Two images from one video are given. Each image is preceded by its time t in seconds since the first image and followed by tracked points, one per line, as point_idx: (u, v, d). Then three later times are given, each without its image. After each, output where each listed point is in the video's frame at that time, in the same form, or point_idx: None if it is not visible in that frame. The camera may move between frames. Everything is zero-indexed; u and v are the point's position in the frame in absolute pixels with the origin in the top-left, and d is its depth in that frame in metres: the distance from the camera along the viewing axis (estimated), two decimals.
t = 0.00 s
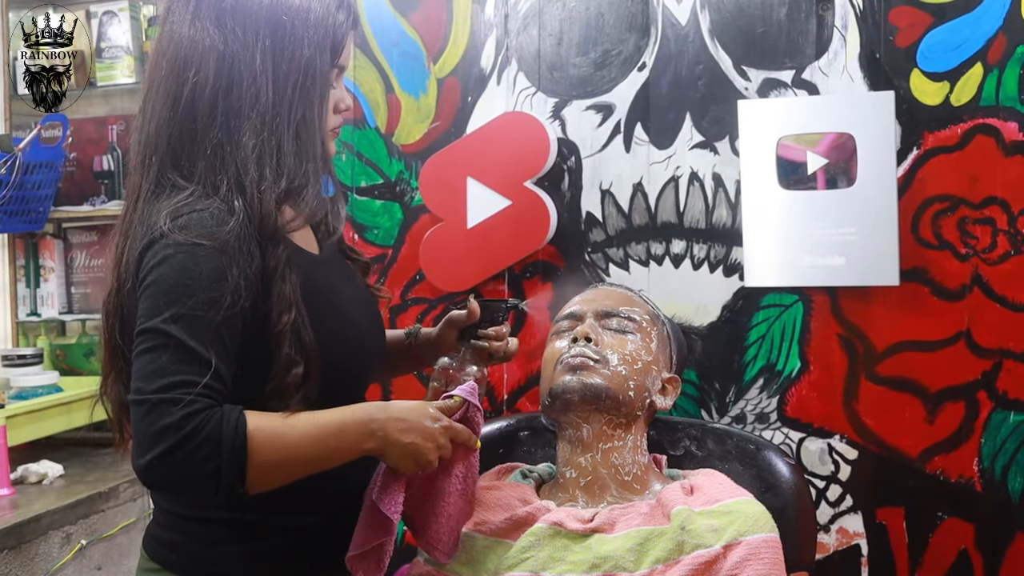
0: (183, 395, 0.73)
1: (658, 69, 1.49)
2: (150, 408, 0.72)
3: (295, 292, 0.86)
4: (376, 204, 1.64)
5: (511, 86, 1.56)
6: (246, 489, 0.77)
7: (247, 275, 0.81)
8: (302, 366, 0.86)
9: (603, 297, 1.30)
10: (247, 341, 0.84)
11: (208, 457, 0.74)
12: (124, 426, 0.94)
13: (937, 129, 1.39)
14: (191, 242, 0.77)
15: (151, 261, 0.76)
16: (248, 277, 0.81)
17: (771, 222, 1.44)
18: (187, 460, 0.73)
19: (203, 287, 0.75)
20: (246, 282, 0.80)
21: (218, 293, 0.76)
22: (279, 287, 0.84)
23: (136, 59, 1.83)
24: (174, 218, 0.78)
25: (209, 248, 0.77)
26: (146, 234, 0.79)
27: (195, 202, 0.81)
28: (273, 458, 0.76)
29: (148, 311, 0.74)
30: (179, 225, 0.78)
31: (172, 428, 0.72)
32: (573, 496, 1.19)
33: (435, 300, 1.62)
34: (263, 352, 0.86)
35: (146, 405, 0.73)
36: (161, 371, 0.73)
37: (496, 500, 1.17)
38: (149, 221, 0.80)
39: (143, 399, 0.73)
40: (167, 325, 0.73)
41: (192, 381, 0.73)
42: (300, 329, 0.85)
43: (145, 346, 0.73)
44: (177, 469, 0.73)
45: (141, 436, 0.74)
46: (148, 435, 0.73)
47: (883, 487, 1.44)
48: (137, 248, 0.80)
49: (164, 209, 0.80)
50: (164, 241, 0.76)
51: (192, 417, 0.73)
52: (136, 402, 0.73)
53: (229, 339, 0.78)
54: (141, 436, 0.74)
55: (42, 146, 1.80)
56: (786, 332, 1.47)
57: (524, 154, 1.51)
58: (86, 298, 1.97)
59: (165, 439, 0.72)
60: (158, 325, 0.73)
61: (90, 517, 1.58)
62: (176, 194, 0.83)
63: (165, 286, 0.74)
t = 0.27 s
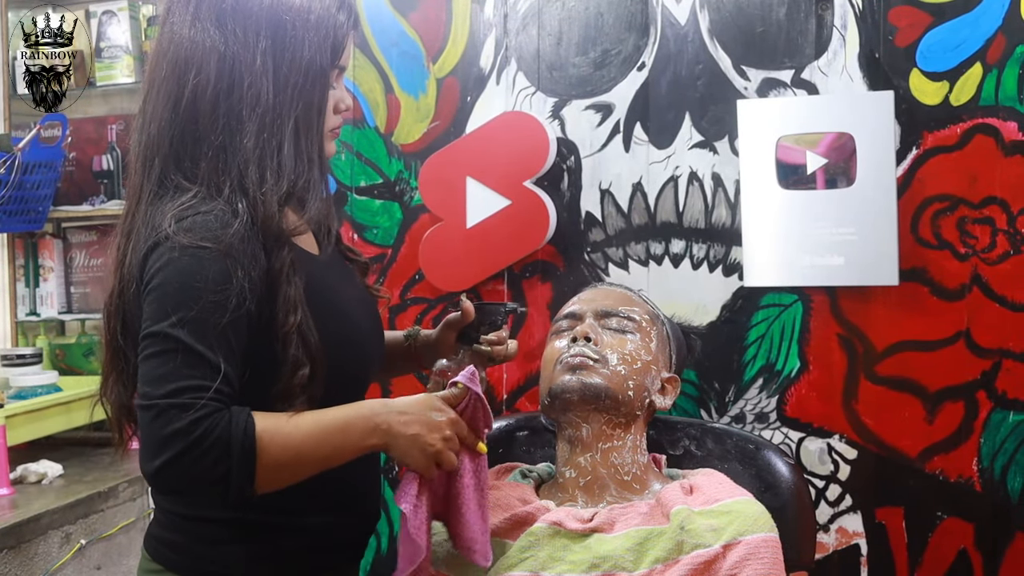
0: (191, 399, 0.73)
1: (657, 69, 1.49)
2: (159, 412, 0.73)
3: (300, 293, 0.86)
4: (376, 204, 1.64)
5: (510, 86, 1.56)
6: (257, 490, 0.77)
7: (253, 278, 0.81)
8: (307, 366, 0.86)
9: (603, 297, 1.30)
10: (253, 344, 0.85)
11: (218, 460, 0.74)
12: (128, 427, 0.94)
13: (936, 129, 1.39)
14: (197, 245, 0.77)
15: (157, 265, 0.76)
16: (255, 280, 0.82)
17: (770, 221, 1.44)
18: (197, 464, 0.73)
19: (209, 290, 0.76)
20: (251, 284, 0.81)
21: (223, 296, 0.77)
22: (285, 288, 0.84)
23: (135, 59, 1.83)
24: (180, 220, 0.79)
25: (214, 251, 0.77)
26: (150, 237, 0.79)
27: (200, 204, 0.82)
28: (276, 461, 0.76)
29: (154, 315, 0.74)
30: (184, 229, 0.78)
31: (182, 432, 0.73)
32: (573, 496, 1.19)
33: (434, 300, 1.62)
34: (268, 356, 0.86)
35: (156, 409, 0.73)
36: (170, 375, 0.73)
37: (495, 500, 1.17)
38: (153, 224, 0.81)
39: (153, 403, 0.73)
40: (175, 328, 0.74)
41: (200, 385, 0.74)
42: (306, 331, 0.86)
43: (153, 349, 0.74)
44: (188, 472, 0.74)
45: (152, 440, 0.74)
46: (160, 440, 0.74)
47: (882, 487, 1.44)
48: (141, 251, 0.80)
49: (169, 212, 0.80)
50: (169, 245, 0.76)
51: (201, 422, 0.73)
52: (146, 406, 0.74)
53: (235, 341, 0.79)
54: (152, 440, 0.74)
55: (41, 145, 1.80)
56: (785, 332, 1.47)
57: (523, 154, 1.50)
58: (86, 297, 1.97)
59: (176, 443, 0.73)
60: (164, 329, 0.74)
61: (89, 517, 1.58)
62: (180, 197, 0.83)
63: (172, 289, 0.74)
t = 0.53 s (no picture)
0: (248, 405, 0.76)
1: (657, 69, 1.49)
2: (212, 422, 0.76)
3: (308, 291, 0.87)
4: (375, 203, 1.64)
5: (510, 86, 1.56)
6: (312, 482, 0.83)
7: (265, 277, 0.83)
8: (317, 363, 0.87)
9: (602, 297, 1.30)
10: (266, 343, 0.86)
11: (279, 459, 0.79)
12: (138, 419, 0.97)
13: (936, 129, 1.39)
14: (211, 247, 0.78)
15: (175, 268, 0.78)
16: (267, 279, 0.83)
17: (769, 221, 1.44)
18: (259, 466, 0.78)
19: (228, 291, 0.77)
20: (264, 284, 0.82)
21: (243, 297, 0.78)
22: (295, 286, 0.86)
23: (135, 59, 1.83)
24: (192, 222, 0.80)
25: (228, 253, 0.79)
26: (163, 240, 0.80)
27: (209, 206, 0.83)
28: (327, 453, 0.82)
29: (179, 318, 0.76)
30: (200, 231, 0.79)
31: (242, 438, 0.76)
32: (572, 496, 1.19)
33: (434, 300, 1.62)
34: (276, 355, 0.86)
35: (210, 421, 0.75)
36: (217, 382, 0.76)
37: (495, 500, 1.18)
38: (164, 226, 0.81)
39: (205, 414, 0.75)
40: (197, 328, 0.76)
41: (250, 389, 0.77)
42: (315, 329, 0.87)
43: (178, 349, 0.76)
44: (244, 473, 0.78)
45: (205, 452, 0.77)
46: (215, 450, 0.77)
47: (882, 487, 1.44)
48: (154, 253, 0.81)
49: (179, 213, 0.82)
50: (187, 248, 0.78)
51: (259, 427, 0.77)
52: (196, 416, 0.76)
53: (264, 338, 0.81)
54: (205, 452, 0.77)
55: (41, 146, 1.81)
56: (784, 332, 1.47)
57: (522, 154, 1.50)
58: (85, 297, 1.97)
59: (236, 449, 0.77)
60: (192, 333, 0.76)
61: (89, 517, 1.58)
62: (186, 198, 0.84)
63: (188, 289, 0.76)
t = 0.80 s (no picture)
0: (341, 392, 0.83)
1: (655, 69, 1.49)
2: (314, 415, 0.80)
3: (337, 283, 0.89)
4: (374, 203, 1.64)
5: (508, 86, 1.56)
6: (407, 465, 0.89)
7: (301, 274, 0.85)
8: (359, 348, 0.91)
9: (601, 296, 1.30)
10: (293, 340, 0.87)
11: (383, 437, 0.85)
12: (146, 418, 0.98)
13: (934, 129, 1.40)
14: (253, 248, 0.80)
15: (214, 272, 0.78)
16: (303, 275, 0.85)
17: (767, 221, 1.44)
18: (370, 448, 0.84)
19: (275, 291, 0.79)
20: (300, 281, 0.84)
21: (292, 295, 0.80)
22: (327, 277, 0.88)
23: (133, 58, 1.83)
24: (228, 225, 0.81)
25: (269, 254, 0.80)
26: (192, 244, 0.81)
27: (238, 208, 0.83)
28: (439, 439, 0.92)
29: (230, 322, 0.78)
30: (234, 236, 0.80)
31: (344, 425, 0.82)
32: (571, 496, 1.19)
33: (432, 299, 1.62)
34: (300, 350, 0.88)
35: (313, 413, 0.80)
36: (304, 378, 0.80)
37: (494, 500, 1.18)
38: (191, 231, 0.82)
39: (309, 410, 0.80)
40: (258, 328, 0.78)
41: (335, 377, 0.83)
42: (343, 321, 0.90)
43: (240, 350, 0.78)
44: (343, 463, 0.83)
45: (311, 448, 0.81)
46: (326, 441, 0.81)
47: (880, 487, 1.44)
48: (184, 260, 0.81)
49: (209, 217, 0.82)
50: (225, 252, 0.79)
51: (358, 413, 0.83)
52: (293, 416, 0.79)
53: (317, 330, 0.84)
54: (311, 448, 0.81)
55: (41, 145, 1.83)
56: (782, 332, 1.47)
57: (520, 154, 1.50)
58: (84, 297, 1.97)
59: (342, 437, 0.82)
60: (250, 335, 0.78)
61: (87, 516, 1.58)
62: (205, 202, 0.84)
63: (234, 291, 0.78)
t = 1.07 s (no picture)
0: (347, 395, 0.83)
1: (654, 69, 1.49)
2: (321, 417, 0.80)
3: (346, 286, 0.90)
4: (372, 203, 1.64)
5: (507, 86, 1.56)
6: (401, 478, 0.89)
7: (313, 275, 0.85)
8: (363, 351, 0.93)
9: (597, 298, 1.30)
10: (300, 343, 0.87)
11: (384, 445, 0.86)
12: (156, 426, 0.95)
13: (932, 128, 1.40)
14: (268, 247, 0.80)
15: (230, 271, 0.78)
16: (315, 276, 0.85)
17: (766, 221, 1.44)
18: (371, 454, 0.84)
19: (288, 292, 0.79)
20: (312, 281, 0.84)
21: (303, 297, 0.80)
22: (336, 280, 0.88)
23: (132, 58, 1.83)
24: (243, 224, 0.81)
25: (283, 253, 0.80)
26: (207, 243, 0.80)
27: (250, 207, 0.83)
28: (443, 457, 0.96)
29: (246, 322, 0.77)
30: (249, 234, 0.80)
31: (349, 428, 0.82)
32: (570, 496, 1.19)
33: (430, 299, 1.63)
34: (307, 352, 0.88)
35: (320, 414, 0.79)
36: (315, 379, 0.80)
37: (493, 500, 1.18)
38: (205, 230, 0.81)
39: (317, 411, 0.79)
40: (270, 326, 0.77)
41: (341, 380, 0.83)
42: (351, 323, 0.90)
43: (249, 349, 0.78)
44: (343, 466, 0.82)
45: (312, 448, 0.80)
46: (327, 443, 0.80)
47: (878, 487, 1.44)
48: (199, 258, 0.80)
49: (224, 216, 0.82)
50: (240, 252, 0.78)
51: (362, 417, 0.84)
52: (299, 418, 0.79)
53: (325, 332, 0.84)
54: (312, 448, 0.80)
55: (38, 145, 1.81)
56: (780, 331, 1.47)
57: (519, 154, 1.50)
58: (82, 296, 1.97)
59: (345, 442, 0.82)
60: (265, 336, 0.77)
61: (85, 516, 1.58)
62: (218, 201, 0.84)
63: (248, 290, 0.77)
